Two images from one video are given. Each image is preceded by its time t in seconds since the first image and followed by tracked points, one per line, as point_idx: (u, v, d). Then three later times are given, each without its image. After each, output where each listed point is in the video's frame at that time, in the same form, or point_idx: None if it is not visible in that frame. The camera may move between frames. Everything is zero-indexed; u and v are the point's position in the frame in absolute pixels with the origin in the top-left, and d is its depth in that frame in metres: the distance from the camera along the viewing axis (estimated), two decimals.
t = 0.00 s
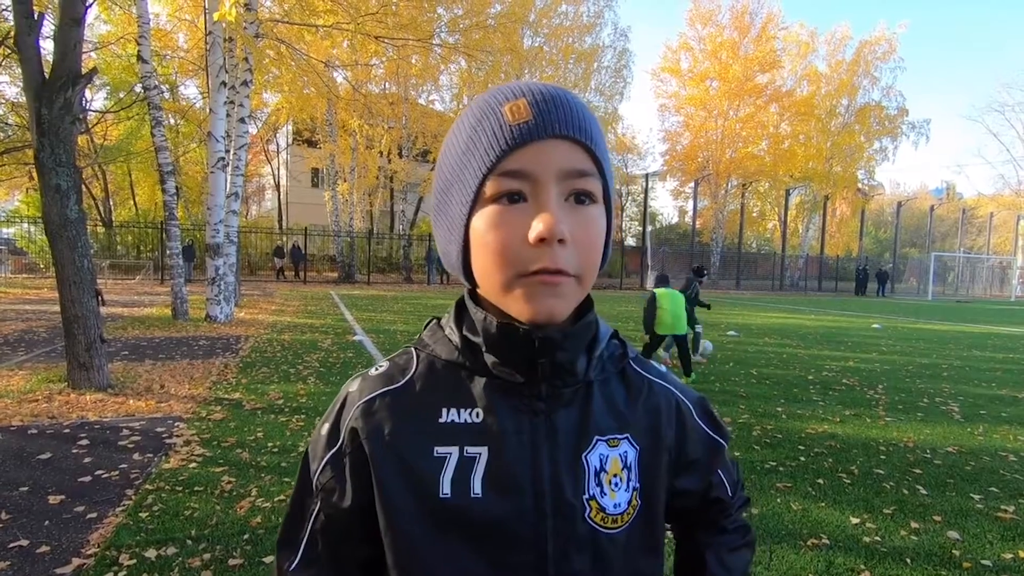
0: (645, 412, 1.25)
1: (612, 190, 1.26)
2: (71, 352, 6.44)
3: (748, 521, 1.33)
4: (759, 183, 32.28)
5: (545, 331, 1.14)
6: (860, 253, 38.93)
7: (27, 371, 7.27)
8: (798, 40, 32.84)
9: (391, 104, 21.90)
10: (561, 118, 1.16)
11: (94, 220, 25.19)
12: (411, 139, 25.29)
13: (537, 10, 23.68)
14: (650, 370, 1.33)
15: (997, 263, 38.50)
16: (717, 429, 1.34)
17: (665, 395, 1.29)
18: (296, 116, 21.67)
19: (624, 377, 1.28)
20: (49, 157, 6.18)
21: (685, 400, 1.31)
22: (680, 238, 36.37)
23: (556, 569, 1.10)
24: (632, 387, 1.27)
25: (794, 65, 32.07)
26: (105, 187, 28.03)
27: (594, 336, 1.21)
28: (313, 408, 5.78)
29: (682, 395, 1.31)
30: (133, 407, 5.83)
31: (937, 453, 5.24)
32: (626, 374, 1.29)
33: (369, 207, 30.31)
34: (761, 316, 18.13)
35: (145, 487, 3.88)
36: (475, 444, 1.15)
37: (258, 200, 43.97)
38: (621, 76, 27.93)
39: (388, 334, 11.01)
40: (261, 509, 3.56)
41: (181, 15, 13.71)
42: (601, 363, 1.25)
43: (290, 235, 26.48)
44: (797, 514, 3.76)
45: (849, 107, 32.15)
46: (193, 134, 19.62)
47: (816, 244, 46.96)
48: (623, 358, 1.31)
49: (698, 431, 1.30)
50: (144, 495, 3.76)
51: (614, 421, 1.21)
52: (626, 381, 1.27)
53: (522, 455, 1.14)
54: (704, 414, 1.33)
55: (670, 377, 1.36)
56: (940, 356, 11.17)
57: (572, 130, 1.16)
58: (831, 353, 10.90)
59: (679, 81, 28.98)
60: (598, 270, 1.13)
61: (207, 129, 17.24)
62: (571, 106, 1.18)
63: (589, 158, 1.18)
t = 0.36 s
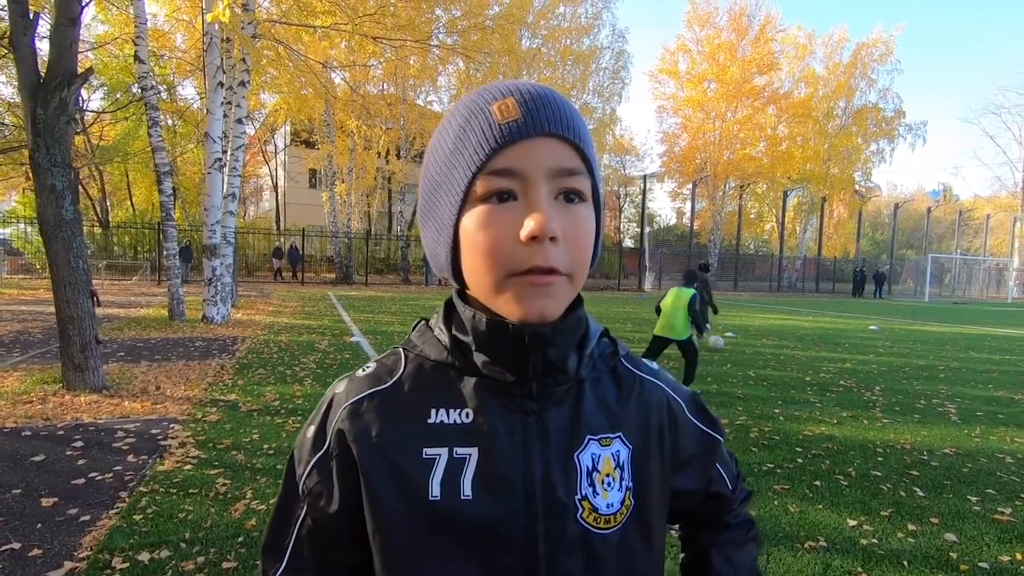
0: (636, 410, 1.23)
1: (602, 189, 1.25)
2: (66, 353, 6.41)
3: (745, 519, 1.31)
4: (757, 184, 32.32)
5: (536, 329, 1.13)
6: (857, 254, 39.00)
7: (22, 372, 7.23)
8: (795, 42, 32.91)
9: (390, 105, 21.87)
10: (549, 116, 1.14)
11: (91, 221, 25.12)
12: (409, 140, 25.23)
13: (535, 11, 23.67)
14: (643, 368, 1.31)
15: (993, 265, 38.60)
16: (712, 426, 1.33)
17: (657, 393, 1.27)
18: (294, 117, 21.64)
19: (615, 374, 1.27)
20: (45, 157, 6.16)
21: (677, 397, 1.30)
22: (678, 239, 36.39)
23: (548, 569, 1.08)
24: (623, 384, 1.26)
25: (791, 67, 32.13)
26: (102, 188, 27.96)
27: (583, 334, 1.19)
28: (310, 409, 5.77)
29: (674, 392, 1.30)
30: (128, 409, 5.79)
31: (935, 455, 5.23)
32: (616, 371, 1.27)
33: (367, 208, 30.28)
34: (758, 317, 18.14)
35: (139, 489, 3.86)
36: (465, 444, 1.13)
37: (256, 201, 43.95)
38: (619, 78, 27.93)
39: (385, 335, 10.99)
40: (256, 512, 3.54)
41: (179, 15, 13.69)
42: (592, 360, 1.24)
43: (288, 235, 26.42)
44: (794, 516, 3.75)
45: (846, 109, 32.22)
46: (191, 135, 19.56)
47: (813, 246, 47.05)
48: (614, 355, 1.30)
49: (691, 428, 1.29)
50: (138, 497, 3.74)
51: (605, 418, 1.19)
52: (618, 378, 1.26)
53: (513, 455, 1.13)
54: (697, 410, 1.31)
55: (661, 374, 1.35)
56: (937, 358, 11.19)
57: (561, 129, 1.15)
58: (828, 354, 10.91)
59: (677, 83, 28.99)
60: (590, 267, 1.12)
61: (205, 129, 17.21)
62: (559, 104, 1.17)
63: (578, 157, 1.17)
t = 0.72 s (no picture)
0: (639, 413, 1.21)
1: (602, 189, 1.22)
2: (59, 355, 6.36)
3: (753, 522, 1.28)
4: (754, 187, 32.37)
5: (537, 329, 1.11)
6: (853, 257, 39.09)
7: (14, 374, 7.17)
8: (792, 46, 32.98)
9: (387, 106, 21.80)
10: (549, 115, 1.12)
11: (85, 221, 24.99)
12: (406, 141, 25.17)
13: (533, 13, 23.67)
14: (647, 370, 1.29)
15: (988, 268, 38.72)
16: (719, 427, 1.30)
17: (663, 396, 1.25)
18: (291, 118, 21.57)
19: (617, 375, 1.25)
20: (39, 158, 6.12)
21: (684, 399, 1.27)
22: (674, 242, 36.42)
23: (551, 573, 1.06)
24: (627, 387, 1.23)
25: (787, 70, 32.19)
26: (97, 188, 27.84)
27: (585, 335, 1.17)
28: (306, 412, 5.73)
29: (681, 395, 1.28)
30: (122, 411, 5.75)
31: (932, 458, 5.22)
32: (619, 373, 1.25)
33: (364, 209, 30.21)
34: (755, 320, 18.12)
35: (133, 493, 3.82)
36: (462, 445, 1.11)
37: (252, 202, 43.88)
38: (616, 80, 27.93)
39: (382, 337, 10.95)
40: (251, 516, 3.50)
41: (176, 16, 13.64)
42: (594, 362, 1.22)
43: (284, 237, 26.33)
44: (793, 520, 3.73)
45: (842, 112, 32.30)
46: (187, 135, 19.48)
47: (809, 248, 47.14)
48: (617, 357, 1.28)
49: (700, 431, 1.27)
50: (132, 501, 3.70)
51: (608, 421, 1.17)
52: (622, 380, 1.24)
53: (513, 457, 1.10)
54: (703, 413, 1.29)
55: (666, 375, 1.33)
56: (933, 361, 11.20)
57: (560, 128, 1.13)
58: (825, 357, 10.90)
59: (674, 85, 29.00)
60: (592, 268, 1.09)
61: (201, 130, 17.13)
62: (558, 103, 1.15)
63: (579, 157, 1.14)
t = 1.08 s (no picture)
0: (643, 426, 1.20)
1: (602, 197, 1.21)
2: (53, 358, 6.32)
3: (757, 535, 1.27)
4: (750, 191, 32.45)
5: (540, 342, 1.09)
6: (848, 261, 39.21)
7: (7, 377, 7.12)
8: (788, 51, 33.11)
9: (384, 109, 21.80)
10: (550, 126, 1.11)
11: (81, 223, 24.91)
12: (403, 144, 25.14)
13: (530, 17, 23.72)
14: (649, 382, 1.28)
15: (983, 272, 38.90)
16: (721, 438, 1.30)
17: (666, 408, 1.24)
18: (287, 120, 21.53)
19: (620, 388, 1.23)
20: (34, 160, 6.09)
21: (686, 410, 1.27)
22: (671, 244, 36.46)
23: None
24: (631, 400, 1.22)
25: (783, 74, 32.30)
26: (93, 189, 27.76)
27: (587, 349, 1.16)
28: (302, 415, 5.70)
29: (684, 405, 1.27)
30: (117, 415, 5.71)
31: (928, 462, 5.22)
32: (622, 385, 1.24)
33: (360, 211, 30.19)
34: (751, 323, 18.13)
35: (128, 497, 3.80)
36: (465, 463, 1.09)
37: (249, 204, 43.85)
38: (614, 83, 27.98)
39: (378, 340, 10.93)
40: (247, 521, 3.48)
41: (173, 18, 13.65)
42: (597, 374, 1.21)
43: (280, 239, 26.28)
44: (790, 525, 3.72)
45: (838, 117, 32.41)
46: (183, 137, 19.42)
47: (805, 252, 47.24)
48: (619, 368, 1.27)
49: (702, 442, 1.26)
50: (126, 506, 3.67)
51: (611, 435, 1.16)
52: (624, 393, 1.23)
53: (516, 475, 1.09)
54: (705, 425, 1.28)
55: (667, 386, 1.32)
56: (928, 364, 11.23)
57: (562, 139, 1.12)
58: (822, 361, 10.91)
59: (670, 89, 29.07)
60: (596, 280, 1.09)
61: (197, 131, 17.10)
62: (557, 113, 1.14)
63: (579, 167, 1.14)
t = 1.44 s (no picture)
0: (640, 430, 1.19)
1: (596, 199, 1.21)
2: (47, 359, 6.28)
3: (753, 542, 1.27)
4: (746, 194, 32.54)
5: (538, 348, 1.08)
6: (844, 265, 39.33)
7: None
8: (784, 55, 33.22)
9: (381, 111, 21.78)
10: (543, 128, 1.10)
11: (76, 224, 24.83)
12: (400, 146, 25.11)
13: (527, 20, 23.74)
14: (646, 385, 1.27)
15: (977, 276, 39.08)
16: (720, 443, 1.28)
17: (664, 413, 1.23)
18: (284, 122, 21.50)
19: (620, 393, 1.22)
20: (28, 160, 6.06)
21: (685, 415, 1.25)
22: (667, 248, 36.52)
23: None
24: (628, 405, 1.21)
25: (779, 79, 32.41)
26: (88, 191, 27.68)
27: (586, 353, 1.15)
28: (298, 418, 5.67)
29: (682, 411, 1.26)
30: (110, 417, 5.68)
31: (924, 466, 5.23)
32: (621, 391, 1.23)
33: (357, 213, 30.16)
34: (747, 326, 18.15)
35: (120, 501, 3.77)
36: (461, 469, 1.08)
37: (246, 205, 43.80)
38: (611, 87, 28.03)
39: (375, 342, 10.90)
40: (241, 524, 3.45)
41: (170, 19, 13.65)
42: (596, 378, 1.20)
43: (277, 241, 26.22)
44: (786, 528, 3.72)
45: (834, 121, 32.51)
46: (179, 138, 19.38)
47: (800, 256, 47.36)
48: (618, 373, 1.26)
49: (700, 448, 1.25)
50: (118, 509, 3.64)
51: (610, 442, 1.15)
52: (624, 399, 1.21)
53: (512, 481, 1.08)
54: (704, 430, 1.27)
55: (666, 390, 1.31)
56: (924, 368, 11.26)
57: (556, 142, 1.11)
58: (817, 364, 10.93)
59: (667, 93, 29.14)
60: (592, 283, 1.09)
61: (194, 133, 17.06)
62: (550, 116, 1.13)
63: (573, 169, 1.13)
